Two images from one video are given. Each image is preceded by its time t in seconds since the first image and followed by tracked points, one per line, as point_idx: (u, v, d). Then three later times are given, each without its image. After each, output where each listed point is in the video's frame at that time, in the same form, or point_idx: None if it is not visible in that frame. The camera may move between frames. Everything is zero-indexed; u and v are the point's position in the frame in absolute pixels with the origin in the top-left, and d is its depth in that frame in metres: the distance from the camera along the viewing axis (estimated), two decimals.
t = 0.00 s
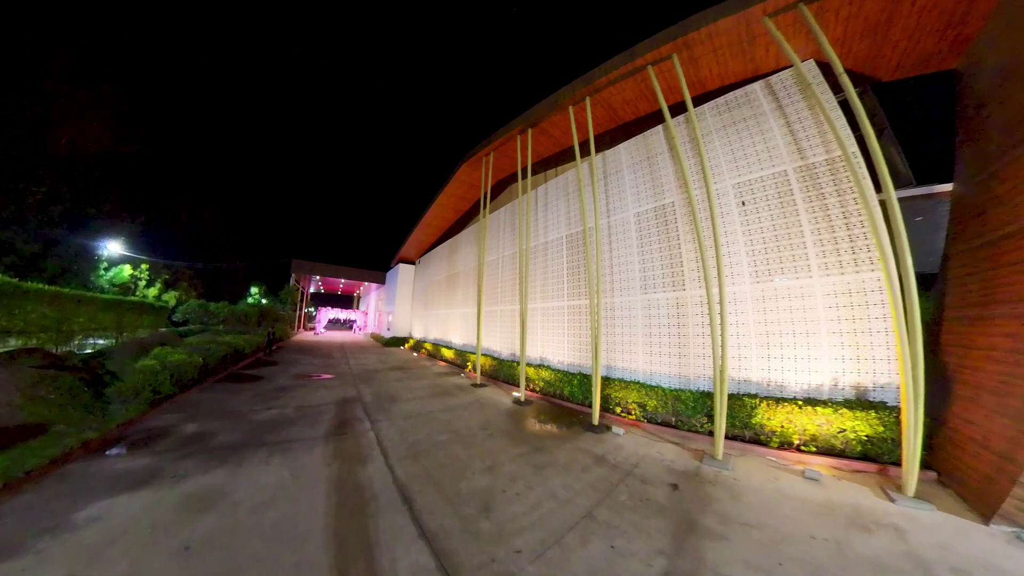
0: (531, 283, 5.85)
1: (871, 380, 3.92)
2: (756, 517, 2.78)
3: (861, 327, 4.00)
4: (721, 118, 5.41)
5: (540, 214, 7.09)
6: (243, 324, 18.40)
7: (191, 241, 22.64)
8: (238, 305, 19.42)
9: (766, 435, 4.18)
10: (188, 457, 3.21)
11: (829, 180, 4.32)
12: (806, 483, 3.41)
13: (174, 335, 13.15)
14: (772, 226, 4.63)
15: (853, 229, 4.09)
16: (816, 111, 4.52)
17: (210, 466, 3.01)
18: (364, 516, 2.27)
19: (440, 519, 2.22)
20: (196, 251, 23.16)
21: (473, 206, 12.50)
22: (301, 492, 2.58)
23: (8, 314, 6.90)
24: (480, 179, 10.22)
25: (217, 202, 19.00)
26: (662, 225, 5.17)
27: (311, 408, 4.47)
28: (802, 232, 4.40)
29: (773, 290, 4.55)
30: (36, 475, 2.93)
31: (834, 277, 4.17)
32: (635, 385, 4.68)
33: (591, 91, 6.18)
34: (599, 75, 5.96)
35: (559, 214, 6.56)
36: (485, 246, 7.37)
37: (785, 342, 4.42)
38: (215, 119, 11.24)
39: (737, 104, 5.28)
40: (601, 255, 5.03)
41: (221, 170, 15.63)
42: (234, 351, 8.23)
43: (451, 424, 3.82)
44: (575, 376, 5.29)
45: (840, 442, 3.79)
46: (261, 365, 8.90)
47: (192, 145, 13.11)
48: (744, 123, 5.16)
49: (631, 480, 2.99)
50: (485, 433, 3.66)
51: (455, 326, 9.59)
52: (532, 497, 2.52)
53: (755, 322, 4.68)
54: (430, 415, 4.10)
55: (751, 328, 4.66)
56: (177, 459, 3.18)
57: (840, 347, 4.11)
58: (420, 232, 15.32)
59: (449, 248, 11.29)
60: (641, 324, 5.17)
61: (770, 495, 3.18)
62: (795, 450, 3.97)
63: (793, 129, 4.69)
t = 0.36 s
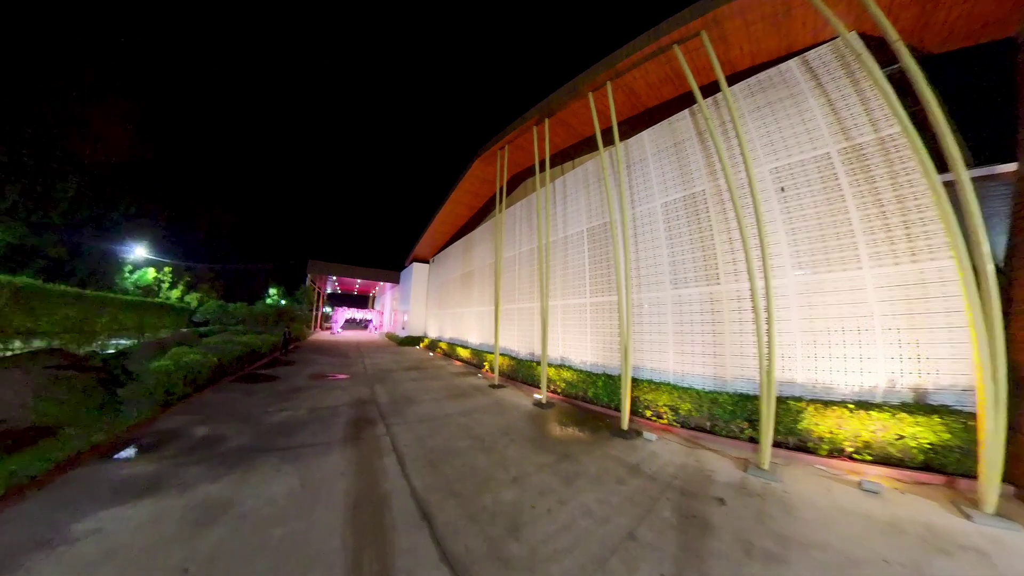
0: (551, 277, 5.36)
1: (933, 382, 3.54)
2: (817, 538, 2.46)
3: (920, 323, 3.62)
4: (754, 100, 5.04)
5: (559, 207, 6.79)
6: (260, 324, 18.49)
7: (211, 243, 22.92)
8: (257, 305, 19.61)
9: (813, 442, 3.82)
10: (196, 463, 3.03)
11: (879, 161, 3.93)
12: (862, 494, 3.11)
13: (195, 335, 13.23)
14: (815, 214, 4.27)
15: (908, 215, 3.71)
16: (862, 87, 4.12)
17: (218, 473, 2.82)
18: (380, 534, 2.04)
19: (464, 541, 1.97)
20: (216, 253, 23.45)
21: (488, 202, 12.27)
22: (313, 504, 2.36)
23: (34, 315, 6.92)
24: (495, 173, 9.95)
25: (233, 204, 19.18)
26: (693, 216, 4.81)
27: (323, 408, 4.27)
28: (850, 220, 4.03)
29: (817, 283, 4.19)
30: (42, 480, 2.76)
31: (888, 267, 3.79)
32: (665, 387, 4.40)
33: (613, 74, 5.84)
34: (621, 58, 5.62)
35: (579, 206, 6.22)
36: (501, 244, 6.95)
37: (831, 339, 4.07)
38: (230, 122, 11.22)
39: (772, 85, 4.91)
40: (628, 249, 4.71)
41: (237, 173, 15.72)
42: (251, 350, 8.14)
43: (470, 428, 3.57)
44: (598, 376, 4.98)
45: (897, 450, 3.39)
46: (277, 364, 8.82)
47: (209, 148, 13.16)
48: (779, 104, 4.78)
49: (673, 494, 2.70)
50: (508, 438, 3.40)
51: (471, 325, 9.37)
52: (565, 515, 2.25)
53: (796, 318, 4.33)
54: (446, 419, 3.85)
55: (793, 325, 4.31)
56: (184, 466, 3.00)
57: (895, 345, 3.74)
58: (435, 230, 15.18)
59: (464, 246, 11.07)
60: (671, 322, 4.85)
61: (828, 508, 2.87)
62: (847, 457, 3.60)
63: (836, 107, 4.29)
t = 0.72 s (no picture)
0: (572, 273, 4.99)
1: (1008, 385, 3.13)
2: (899, 568, 2.11)
3: (991, 318, 3.21)
4: (790, 78, 4.64)
5: (580, 200, 6.43)
6: (277, 325, 18.57)
7: (230, 245, 23.17)
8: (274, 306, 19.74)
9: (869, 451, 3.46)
10: (200, 471, 2.82)
11: (939, 139, 3.52)
12: (936, 512, 2.75)
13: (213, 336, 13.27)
14: (864, 199, 3.88)
15: (976, 198, 3.32)
16: (918, 59, 3.71)
17: (225, 482, 2.61)
18: (396, 560, 1.78)
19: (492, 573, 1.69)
20: (235, 254, 23.70)
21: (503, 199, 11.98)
22: (322, 523, 2.12)
23: (56, 317, 6.91)
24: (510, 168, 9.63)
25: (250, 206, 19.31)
26: (727, 204, 4.45)
27: (337, 411, 4.06)
28: (905, 206, 3.63)
29: (868, 275, 3.80)
30: (44, 489, 2.59)
31: (952, 256, 3.39)
32: (699, 390, 4.09)
33: (634, 57, 5.33)
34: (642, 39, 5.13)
35: (601, 198, 5.88)
36: (518, 238, 6.64)
37: (885, 337, 3.68)
38: (243, 124, 11.15)
39: (811, 62, 4.50)
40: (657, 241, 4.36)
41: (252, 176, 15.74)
42: (266, 350, 8.00)
43: (490, 435, 3.30)
44: (624, 377, 4.67)
45: (970, 463, 2.96)
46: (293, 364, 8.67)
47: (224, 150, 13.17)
48: (820, 82, 4.37)
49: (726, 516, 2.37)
50: (533, 447, 3.09)
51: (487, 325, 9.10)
52: (603, 542, 1.95)
53: (843, 314, 3.95)
54: (464, 424, 3.59)
55: (840, 322, 3.93)
56: (189, 475, 2.79)
57: (961, 343, 3.33)
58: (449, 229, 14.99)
59: (479, 243, 10.79)
60: (703, 319, 4.52)
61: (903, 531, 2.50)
62: (909, 470, 3.22)
63: (886, 82, 3.89)
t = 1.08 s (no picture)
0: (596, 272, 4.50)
1: None
2: None
3: None
4: (832, 54, 4.22)
5: (601, 192, 6.09)
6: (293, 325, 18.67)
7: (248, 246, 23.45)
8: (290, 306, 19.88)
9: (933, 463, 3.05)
10: (205, 483, 2.63)
11: (1011, 113, 3.08)
12: None
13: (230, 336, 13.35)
14: (922, 184, 3.45)
15: None
16: (986, 26, 3.28)
17: (229, 497, 2.41)
18: None
19: None
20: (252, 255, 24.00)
21: (518, 197, 11.71)
22: (331, 549, 1.88)
23: (76, 318, 6.92)
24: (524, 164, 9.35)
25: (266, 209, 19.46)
26: (765, 193, 4.09)
27: (350, 415, 3.85)
28: (972, 189, 3.19)
29: (929, 268, 3.36)
30: (44, 500, 2.44)
31: None
32: (739, 396, 3.78)
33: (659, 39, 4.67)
34: (669, 16, 4.43)
35: (625, 190, 5.54)
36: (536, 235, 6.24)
37: (951, 338, 3.24)
38: (258, 126, 11.15)
39: (856, 35, 4.08)
40: (688, 235, 4.04)
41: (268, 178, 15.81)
42: (281, 351, 7.89)
43: (513, 444, 3.03)
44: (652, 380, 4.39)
45: None
46: (307, 365, 8.57)
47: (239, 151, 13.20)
48: (867, 56, 3.95)
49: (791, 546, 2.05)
50: (561, 458, 2.82)
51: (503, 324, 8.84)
52: None
53: (899, 312, 3.53)
54: (484, 431, 3.32)
55: (897, 320, 3.51)
56: (193, 486, 2.60)
57: None
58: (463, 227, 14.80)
59: (494, 242, 10.54)
60: (740, 318, 4.18)
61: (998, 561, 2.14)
62: (982, 486, 2.80)
63: (945, 53, 3.46)
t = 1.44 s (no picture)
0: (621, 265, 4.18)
1: None
2: None
3: None
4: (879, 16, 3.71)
5: (624, 182, 5.76)
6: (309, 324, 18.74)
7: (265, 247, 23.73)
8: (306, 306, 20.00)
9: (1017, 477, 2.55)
10: (207, 492, 2.43)
11: None
12: None
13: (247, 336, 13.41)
14: (992, 159, 2.93)
15: None
16: None
17: (230, 510, 2.20)
18: None
19: None
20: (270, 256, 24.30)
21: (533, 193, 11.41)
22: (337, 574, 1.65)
23: (94, 319, 6.90)
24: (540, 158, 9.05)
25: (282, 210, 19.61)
26: (807, 176, 3.73)
27: (362, 418, 3.64)
28: None
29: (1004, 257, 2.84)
30: (39, 508, 2.28)
31: None
32: (783, 400, 3.47)
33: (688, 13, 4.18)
34: None
35: (650, 179, 5.22)
36: (554, 230, 5.93)
37: None
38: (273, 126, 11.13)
39: None
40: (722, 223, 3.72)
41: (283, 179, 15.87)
42: (295, 350, 7.78)
43: (536, 452, 2.76)
44: (683, 382, 4.09)
45: None
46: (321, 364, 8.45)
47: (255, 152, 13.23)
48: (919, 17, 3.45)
49: None
50: (592, 471, 2.54)
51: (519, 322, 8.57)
52: None
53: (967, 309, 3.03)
54: (503, 435, 3.06)
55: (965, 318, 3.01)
56: (194, 496, 2.41)
57: None
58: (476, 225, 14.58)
59: (509, 238, 10.29)
60: (781, 313, 3.84)
61: None
62: None
63: (1016, 8, 2.93)
